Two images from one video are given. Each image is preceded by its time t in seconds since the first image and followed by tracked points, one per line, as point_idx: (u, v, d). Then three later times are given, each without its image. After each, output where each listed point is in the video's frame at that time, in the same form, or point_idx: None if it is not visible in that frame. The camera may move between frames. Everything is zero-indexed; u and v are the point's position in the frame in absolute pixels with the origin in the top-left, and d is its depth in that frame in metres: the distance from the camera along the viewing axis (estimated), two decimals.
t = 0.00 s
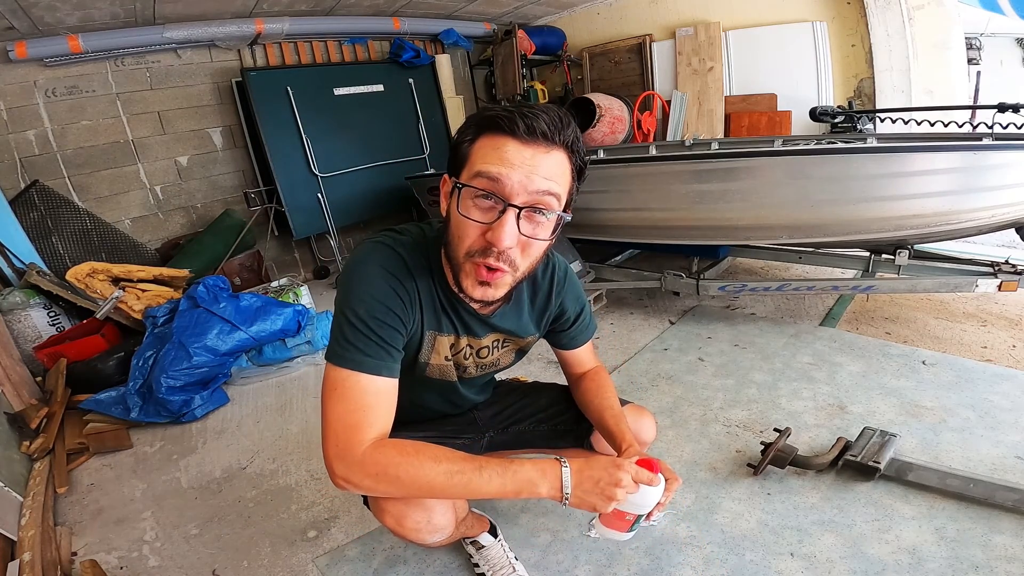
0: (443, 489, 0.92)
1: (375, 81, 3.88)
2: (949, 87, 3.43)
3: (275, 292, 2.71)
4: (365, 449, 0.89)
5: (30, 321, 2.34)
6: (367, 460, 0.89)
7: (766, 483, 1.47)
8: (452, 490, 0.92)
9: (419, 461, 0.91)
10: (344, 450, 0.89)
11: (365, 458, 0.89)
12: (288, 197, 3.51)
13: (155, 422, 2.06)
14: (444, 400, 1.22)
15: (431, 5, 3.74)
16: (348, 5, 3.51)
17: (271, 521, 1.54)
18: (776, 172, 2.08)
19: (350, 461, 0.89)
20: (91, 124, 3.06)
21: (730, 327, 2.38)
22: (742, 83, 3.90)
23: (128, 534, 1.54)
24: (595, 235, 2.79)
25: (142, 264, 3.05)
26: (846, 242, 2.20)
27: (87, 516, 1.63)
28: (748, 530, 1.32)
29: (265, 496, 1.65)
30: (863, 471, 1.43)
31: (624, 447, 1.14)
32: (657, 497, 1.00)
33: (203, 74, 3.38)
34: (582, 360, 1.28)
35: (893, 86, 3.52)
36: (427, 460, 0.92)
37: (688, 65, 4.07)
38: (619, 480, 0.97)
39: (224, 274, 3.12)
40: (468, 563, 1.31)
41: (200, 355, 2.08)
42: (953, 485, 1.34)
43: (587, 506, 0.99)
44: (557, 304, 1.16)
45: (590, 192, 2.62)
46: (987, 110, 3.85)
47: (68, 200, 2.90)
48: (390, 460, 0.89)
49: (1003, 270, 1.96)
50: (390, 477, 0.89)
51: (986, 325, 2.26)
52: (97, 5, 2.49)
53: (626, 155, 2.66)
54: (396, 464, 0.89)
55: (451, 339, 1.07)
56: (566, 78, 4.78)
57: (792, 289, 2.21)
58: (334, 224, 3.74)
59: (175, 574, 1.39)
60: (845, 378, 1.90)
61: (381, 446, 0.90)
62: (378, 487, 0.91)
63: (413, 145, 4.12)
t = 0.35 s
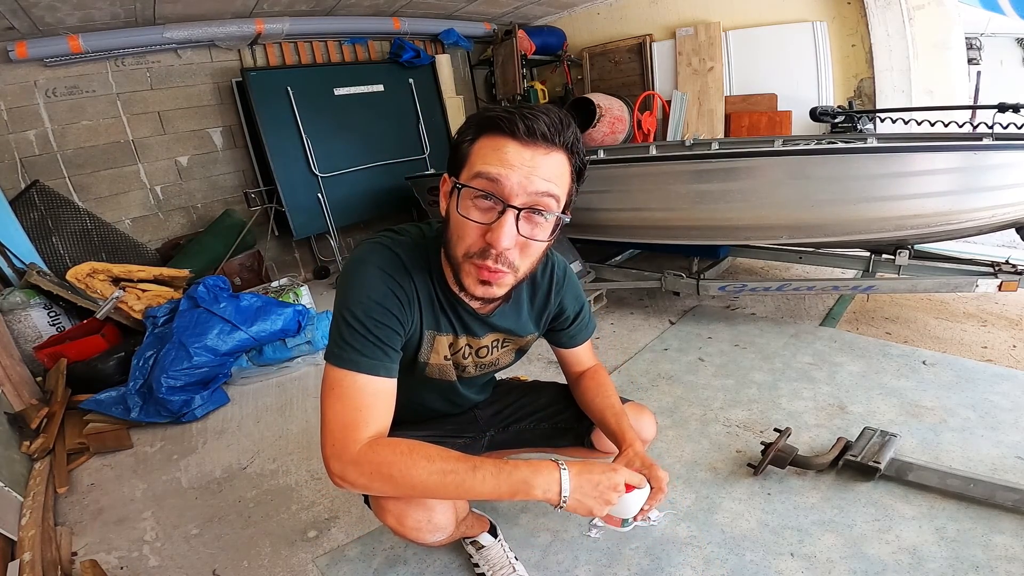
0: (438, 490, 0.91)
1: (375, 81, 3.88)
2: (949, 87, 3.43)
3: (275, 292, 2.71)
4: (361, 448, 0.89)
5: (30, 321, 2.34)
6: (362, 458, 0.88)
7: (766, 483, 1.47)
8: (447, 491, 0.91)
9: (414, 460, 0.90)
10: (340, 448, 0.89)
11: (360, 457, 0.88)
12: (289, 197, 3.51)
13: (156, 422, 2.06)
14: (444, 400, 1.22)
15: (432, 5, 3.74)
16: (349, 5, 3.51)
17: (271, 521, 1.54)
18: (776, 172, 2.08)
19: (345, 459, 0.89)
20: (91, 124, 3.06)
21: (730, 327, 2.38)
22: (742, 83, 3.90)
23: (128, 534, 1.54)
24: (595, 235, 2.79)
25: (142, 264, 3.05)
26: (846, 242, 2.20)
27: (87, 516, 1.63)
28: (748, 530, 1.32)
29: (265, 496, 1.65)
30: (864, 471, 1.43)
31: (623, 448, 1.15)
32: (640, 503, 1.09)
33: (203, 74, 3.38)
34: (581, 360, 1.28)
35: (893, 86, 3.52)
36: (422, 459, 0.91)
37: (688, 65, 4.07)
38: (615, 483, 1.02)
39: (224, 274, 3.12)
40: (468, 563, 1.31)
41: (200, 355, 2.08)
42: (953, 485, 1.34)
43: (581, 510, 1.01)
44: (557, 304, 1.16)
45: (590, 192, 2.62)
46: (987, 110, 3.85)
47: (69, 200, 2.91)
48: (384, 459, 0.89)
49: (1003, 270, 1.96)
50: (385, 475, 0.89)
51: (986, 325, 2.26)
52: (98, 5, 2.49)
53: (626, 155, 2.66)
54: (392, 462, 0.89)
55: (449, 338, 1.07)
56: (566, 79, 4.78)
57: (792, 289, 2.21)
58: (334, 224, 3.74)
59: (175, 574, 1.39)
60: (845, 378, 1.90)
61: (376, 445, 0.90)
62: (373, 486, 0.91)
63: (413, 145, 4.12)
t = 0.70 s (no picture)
0: (441, 486, 0.92)
1: (375, 81, 3.88)
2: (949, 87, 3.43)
3: (275, 292, 2.71)
4: (363, 448, 0.90)
5: (30, 321, 2.34)
6: (365, 458, 0.89)
7: (766, 483, 1.47)
8: (450, 487, 0.92)
9: (417, 458, 0.91)
10: (343, 450, 0.90)
11: (363, 457, 0.89)
12: (289, 197, 3.51)
13: (156, 422, 2.06)
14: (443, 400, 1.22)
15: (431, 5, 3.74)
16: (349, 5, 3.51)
17: (271, 521, 1.54)
18: (776, 172, 2.08)
19: (348, 459, 0.90)
20: (91, 124, 3.06)
21: (730, 327, 2.38)
22: (742, 83, 3.90)
23: (128, 534, 1.54)
24: (595, 235, 2.78)
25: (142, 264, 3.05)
26: (846, 242, 2.20)
27: (87, 516, 1.63)
28: (748, 530, 1.32)
29: (265, 496, 1.65)
30: (863, 471, 1.43)
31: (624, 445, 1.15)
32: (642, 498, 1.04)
33: (203, 74, 3.39)
34: (582, 357, 1.29)
35: (893, 86, 3.52)
36: (425, 457, 0.92)
37: (688, 65, 4.07)
38: (618, 475, 0.99)
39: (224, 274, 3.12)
40: (468, 563, 1.31)
41: (200, 356, 2.08)
42: (953, 485, 1.34)
43: (586, 503, 0.99)
44: (555, 299, 1.16)
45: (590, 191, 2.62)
46: (987, 110, 3.86)
47: (68, 200, 2.90)
48: (386, 458, 0.90)
49: (1003, 270, 1.96)
50: (388, 474, 0.90)
51: (986, 325, 2.26)
52: (97, 5, 2.49)
53: (626, 155, 2.66)
54: (394, 462, 0.90)
55: (452, 336, 1.07)
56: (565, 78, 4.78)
57: (791, 289, 2.21)
58: (334, 224, 3.74)
59: (175, 574, 1.39)
60: (845, 378, 1.90)
61: (379, 444, 0.90)
62: (378, 485, 0.92)
63: (413, 145, 4.12)
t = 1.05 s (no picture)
0: (454, 483, 0.92)
1: (375, 81, 3.89)
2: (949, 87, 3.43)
3: (275, 292, 2.71)
4: (375, 448, 0.89)
5: (30, 321, 2.34)
6: (378, 459, 0.89)
7: (766, 483, 1.47)
8: (463, 483, 0.92)
9: (428, 456, 0.91)
10: (354, 452, 0.89)
11: (375, 457, 0.89)
12: (289, 197, 3.51)
13: (156, 422, 2.06)
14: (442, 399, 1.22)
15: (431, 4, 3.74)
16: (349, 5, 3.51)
17: (270, 521, 1.54)
18: (776, 172, 2.08)
19: (359, 462, 0.89)
20: (91, 124, 3.06)
21: (730, 327, 2.38)
22: (742, 84, 3.90)
23: (128, 534, 1.54)
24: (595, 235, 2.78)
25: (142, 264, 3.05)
26: (846, 242, 2.20)
27: (87, 516, 1.63)
28: (748, 530, 1.32)
29: (265, 496, 1.65)
30: (863, 471, 1.43)
31: (626, 436, 1.16)
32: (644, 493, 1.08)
33: (203, 74, 3.39)
34: (575, 353, 1.29)
35: (893, 86, 3.52)
36: (436, 454, 0.92)
37: (688, 65, 4.07)
38: (629, 465, 1.03)
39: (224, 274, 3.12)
40: (468, 563, 1.31)
41: (200, 356, 2.08)
42: (953, 485, 1.34)
43: (597, 494, 1.01)
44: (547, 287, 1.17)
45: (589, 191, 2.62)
46: (987, 110, 3.86)
47: (68, 200, 2.90)
48: (400, 458, 0.89)
49: (1003, 270, 1.96)
50: (401, 474, 0.90)
51: (986, 325, 2.26)
52: (97, 5, 2.49)
53: (626, 155, 2.66)
54: (407, 460, 0.90)
55: (456, 331, 1.07)
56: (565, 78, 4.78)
57: (791, 289, 2.21)
58: (334, 224, 3.74)
59: (175, 574, 1.39)
60: (845, 378, 1.90)
61: (391, 444, 0.90)
62: (391, 486, 0.91)
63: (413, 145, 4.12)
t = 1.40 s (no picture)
0: (485, 478, 0.92)
1: (375, 81, 3.89)
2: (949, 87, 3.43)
3: (275, 292, 2.71)
4: (404, 445, 0.88)
5: (30, 321, 2.34)
6: (410, 455, 0.88)
7: (766, 483, 1.47)
8: (494, 478, 0.93)
9: (460, 451, 0.92)
10: (383, 450, 0.87)
11: (406, 453, 0.88)
12: (289, 197, 3.51)
13: (156, 422, 2.06)
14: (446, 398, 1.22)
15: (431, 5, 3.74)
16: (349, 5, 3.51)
17: (270, 521, 1.54)
18: (776, 172, 2.08)
19: (390, 459, 0.88)
20: (91, 124, 3.06)
21: (729, 327, 2.38)
22: (742, 84, 3.90)
23: (128, 534, 1.54)
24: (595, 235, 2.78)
25: (142, 264, 3.05)
26: (846, 242, 2.20)
27: (87, 516, 1.63)
28: (748, 530, 1.33)
29: (265, 496, 1.65)
30: (863, 471, 1.43)
31: (631, 429, 1.16)
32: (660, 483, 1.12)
33: (203, 74, 3.39)
34: (573, 350, 1.30)
35: (893, 86, 3.52)
36: (467, 449, 0.93)
37: (688, 65, 4.07)
38: (649, 460, 1.03)
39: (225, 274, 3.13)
40: (469, 563, 1.31)
41: (200, 355, 2.08)
42: (953, 485, 1.34)
43: (615, 486, 1.02)
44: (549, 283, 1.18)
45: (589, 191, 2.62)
46: (987, 110, 3.86)
47: (69, 200, 2.90)
48: (431, 453, 0.89)
49: (1003, 270, 1.96)
50: (433, 470, 0.89)
51: (986, 325, 2.26)
52: (97, 5, 2.49)
53: (626, 155, 2.66)
54: (438, 456, 0.90)
55: (467, 326, 1.07)
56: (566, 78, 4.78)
57: (791, 289, 2.21)
58: (334, 224, 3.74)
59: (175, 574, 1.39)
60: (845, 378, 1.90)
61: (420, 440, 0.90)
62: (420, 482, 0.91)
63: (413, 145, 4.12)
